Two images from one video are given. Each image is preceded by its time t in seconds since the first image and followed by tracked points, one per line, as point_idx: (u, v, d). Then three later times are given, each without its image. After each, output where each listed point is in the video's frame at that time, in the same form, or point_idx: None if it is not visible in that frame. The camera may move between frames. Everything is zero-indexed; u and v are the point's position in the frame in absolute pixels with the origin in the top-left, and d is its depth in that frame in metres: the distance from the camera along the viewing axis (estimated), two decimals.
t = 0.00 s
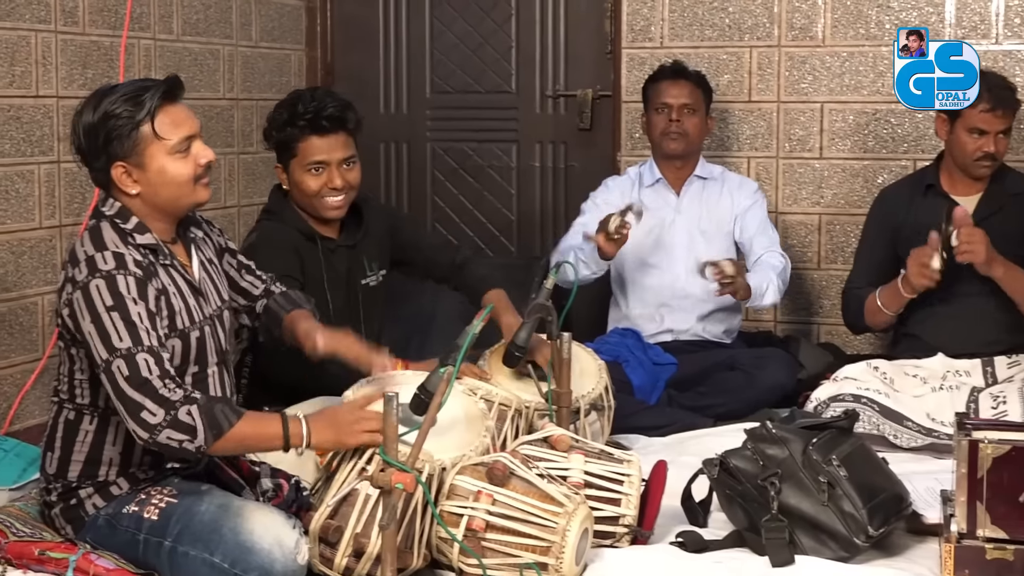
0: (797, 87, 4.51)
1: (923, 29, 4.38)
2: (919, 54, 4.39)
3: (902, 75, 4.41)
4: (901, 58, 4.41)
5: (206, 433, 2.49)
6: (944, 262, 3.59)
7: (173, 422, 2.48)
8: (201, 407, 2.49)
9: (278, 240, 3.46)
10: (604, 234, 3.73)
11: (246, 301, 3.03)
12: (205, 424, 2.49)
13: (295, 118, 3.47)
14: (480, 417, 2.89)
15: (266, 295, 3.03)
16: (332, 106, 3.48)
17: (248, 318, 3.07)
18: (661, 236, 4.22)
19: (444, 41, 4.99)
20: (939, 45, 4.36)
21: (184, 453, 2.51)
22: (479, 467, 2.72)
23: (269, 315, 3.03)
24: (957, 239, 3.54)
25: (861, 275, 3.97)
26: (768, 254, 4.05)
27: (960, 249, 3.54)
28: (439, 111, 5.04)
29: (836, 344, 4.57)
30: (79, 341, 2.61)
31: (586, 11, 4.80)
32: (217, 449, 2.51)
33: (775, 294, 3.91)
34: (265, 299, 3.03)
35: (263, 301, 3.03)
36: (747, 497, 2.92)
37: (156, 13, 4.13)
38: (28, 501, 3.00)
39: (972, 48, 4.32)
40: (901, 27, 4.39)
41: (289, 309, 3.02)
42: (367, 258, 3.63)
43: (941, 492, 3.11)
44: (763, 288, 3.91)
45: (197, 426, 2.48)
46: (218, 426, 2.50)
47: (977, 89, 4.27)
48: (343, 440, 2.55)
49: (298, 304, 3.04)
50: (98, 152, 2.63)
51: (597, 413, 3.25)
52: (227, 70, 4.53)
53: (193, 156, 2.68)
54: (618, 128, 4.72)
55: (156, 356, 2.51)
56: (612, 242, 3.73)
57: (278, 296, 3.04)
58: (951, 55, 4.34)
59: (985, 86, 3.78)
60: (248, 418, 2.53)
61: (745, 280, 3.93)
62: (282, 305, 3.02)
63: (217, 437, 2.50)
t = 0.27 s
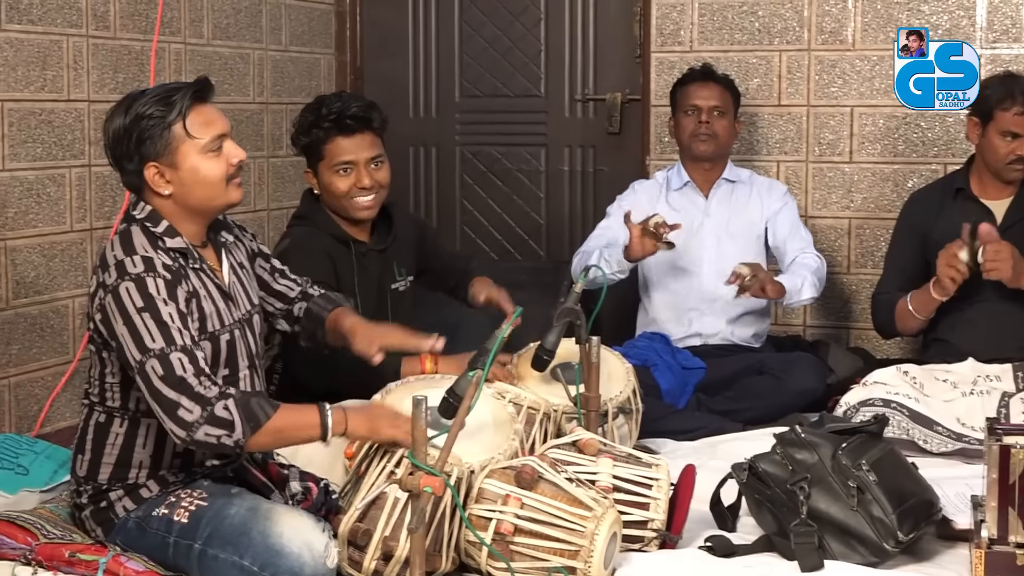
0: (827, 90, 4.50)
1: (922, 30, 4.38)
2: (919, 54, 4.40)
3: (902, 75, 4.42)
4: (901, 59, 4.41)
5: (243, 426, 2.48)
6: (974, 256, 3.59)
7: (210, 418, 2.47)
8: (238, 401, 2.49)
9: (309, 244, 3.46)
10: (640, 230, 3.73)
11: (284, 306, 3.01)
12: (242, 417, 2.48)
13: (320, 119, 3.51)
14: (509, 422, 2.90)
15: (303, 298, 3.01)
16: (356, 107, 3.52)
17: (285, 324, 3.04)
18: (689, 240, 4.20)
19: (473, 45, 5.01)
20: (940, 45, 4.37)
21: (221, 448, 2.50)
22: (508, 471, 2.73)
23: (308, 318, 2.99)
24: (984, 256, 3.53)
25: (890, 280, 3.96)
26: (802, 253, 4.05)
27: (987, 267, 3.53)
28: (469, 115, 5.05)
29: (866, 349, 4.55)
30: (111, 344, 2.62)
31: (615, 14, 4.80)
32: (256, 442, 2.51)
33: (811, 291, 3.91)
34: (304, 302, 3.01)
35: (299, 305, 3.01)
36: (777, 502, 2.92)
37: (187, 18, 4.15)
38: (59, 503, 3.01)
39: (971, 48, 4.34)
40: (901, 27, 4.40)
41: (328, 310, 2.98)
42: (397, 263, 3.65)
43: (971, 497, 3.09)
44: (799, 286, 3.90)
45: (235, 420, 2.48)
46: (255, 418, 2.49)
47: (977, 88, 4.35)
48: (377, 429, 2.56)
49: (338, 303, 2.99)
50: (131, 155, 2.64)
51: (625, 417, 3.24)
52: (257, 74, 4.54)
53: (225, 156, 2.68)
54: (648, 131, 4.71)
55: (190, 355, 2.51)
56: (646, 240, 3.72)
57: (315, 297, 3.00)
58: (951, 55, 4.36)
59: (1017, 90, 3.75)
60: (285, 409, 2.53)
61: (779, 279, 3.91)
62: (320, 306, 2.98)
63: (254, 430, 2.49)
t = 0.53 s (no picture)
0: (855, 92, 4.49)
1: (922, 30, 4.40)
2: (919, 54, 4.42)
3: (902, 75, 4.44)
4: (901, 59, 4.43)
5: (269, 445, 2.50)
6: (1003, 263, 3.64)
7: (236, 434, 2.49)
8: (265, 418, 2.50)
9: (335, 245, 3.48)
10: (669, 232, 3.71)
11: (303, 310, 3.04)
12: (268, 436, 2.50)
13: (344, 115, 3.53)
14: (536, 424, 2.89)
15: (323, 306, 3.02)
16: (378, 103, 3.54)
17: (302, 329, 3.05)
18: (717, 244, 4.20)
19: (500, 48, 5.01)
20: (940, 45, 4.39)
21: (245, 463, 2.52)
22: (535, 474, 2.72)
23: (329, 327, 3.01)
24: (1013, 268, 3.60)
25: (919, 282, 3.95)
26: (829, 263, 4.07)
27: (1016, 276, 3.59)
28: (496, 118, 5.06)
29: (894, 352, 4.53)
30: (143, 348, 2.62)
31: (643, 19, 4.81)
32: (280, 459, 2.53)
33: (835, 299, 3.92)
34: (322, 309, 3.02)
35: (318, 311, 3.02)
36: (804, 505, 2.92)
37: (215, 21, 4.16)
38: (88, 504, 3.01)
39: (971, 48, 4.36)
40: (901, 27, 4.41)
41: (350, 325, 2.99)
42: (424, 263, 3.65)
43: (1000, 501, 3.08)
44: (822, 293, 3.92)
45: (261, 438, 2.50)
46: (281, 437, 2.51)
47: (977, 88, 4.36)
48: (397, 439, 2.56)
49: (359, 319, 2.99)
50: (163, 156, 2.66)
51: (652, 420, 3.25)
52: (285, 77, 4.55)
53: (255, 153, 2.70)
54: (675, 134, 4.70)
55: (218, 367, 2.52)
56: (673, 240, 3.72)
57: (338, 309, 3.02)
58: (951, 55, 4.38)
59: None
60: (309, 429, 2.55)
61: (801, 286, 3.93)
62: (343, 319, 3.00)
63: (279, 448, 2.51)
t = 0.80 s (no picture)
0: (881, 95, 4.48)
1: (922, 30, 4.41)
2: (919, 54, 4.43)
3: (902, 74, 4.45)
4: (901, 59, 4.44)
5: (285, 450, 2.49)
6: None
7: (252, 439, 2.49)
8: (279, 423, 2.49)
9: (360, 246, 3.48)
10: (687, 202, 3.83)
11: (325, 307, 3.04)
12: (283, 440, 2.49)
13: (370, 116, 3.53)
14: (561, 427, 2.89)
15: (346, 305, 3.00)
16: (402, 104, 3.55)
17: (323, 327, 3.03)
18: (743, 247, 4.19)
19: (526, 51, 5.02)
20: (940, 45, 4.40)
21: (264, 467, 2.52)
22: (559, 477, 2.72)
23: (350, 322, 3.01)
24: None
25: (945, 283, 3.94)
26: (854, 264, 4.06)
27: None
28: (522, 120, 5.07)
29: (920, 356, 4.51)
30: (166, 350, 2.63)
31: (668, 22, 4.80)
32: (298, 464, 2.52)
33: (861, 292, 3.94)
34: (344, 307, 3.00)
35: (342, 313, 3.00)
36: (829, 510, 2.89)
37: (241, 24, 4.17)
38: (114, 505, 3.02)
39: (971, 47, 4.37)
40: (901, 27, 4.43)
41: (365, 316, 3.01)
42: (447, 265, 3.65)
43: None
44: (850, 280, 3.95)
45: (275, 443, 2.49)
46: (297, 442, 2.50)
47: (977, 88, 4.37)
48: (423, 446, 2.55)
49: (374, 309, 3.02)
50: (190, 156, 2.66)
51: (676, 423, 3.23)
52: (310, 80, 4.56)
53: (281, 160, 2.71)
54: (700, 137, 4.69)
55: (236, 372, 2.52)
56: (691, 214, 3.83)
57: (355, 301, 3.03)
58: (951, 55, 4.38)
59: None
60: (328, 429, 2.54)
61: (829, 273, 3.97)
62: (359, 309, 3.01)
63: (296, 453, 2.50)
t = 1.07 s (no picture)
0: (902, 97, 4.47)
1: (923, 30, 4.41)
2: (919, 54, 4.43)
3: (901, 75, 4.45)
4: (901, 59, 4.45)
5: (310, 437, 2.50)
6: None
7: (276, 428, 2.49)
8: (304, 411, 2.51)
9: (373, 233, 3.55)
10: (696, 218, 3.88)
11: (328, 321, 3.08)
12: (309, 428, 2.50)
13: (387, 114, 3.65)
14: (578, 429, 2.89)
15: (347, 319, 3.06)
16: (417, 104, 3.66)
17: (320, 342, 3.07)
18: (761, 250, 4.19)
19: (544, 53, 5.02)
20: (940, 45, 4.40)
21: (287, 459, 2.52)
22: (578, 480, 2.72)
23: (352, 340, 3.05)
24: None
25: (965, 288, 3.93)
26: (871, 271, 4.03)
27: None
28: (540, 123, 5.07)
29: (940, 359, 4.50)
30: (179, 352, 2.63)
31: (688, 26, 4.80)
32: (323, 452, 2.53)
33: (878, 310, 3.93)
34: (345, 322, 3.06)
35: (343, 325, 3.05)
36: (848, 513, 2.89)
37: (261, 27, 4.18)
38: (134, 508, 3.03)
39: (973, 48, 4.37)
40: (902, 27, 4.43)
41: (374, 335, 3.06)
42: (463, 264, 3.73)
43: None
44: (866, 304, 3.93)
45: (300, 430, 2.50)
46: (322, 430, 2.52)
47: (977, 88, 4.37)
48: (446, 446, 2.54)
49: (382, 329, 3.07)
50: (199, 153, 2.68)
51: (695, 426, 3.22)
52: (329, 83, 4.57)
53: (290, 168, 2.70)
54: (720, 139, 4.68)
55: (255, 365, 2.53)
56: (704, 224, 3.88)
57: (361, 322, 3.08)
58: (951, 55, 4.39)
59: None
60: (353, 421, 2.55)
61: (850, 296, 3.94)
62: (367, 330, 3.06)
63: (320, 440, 2.51)
